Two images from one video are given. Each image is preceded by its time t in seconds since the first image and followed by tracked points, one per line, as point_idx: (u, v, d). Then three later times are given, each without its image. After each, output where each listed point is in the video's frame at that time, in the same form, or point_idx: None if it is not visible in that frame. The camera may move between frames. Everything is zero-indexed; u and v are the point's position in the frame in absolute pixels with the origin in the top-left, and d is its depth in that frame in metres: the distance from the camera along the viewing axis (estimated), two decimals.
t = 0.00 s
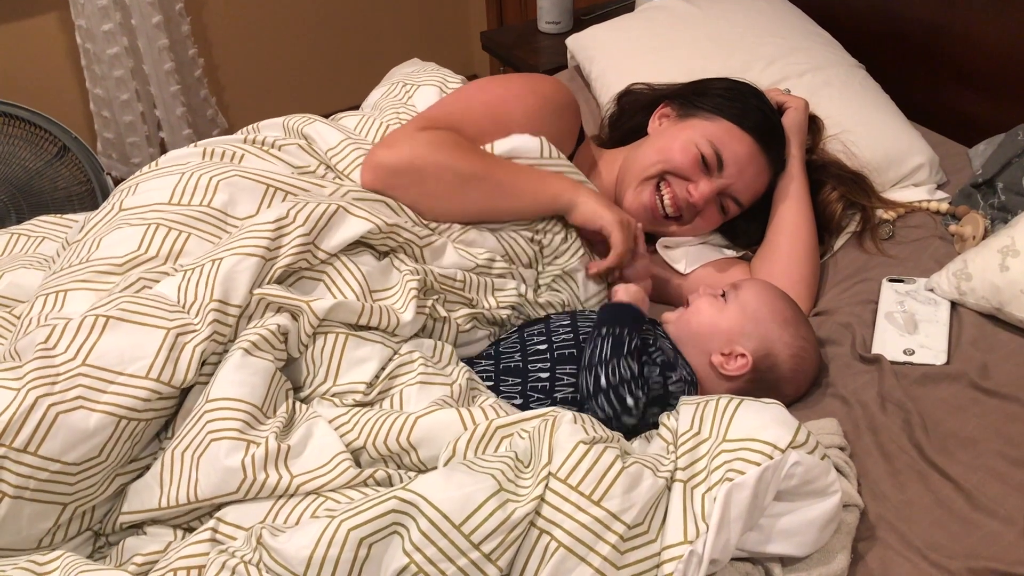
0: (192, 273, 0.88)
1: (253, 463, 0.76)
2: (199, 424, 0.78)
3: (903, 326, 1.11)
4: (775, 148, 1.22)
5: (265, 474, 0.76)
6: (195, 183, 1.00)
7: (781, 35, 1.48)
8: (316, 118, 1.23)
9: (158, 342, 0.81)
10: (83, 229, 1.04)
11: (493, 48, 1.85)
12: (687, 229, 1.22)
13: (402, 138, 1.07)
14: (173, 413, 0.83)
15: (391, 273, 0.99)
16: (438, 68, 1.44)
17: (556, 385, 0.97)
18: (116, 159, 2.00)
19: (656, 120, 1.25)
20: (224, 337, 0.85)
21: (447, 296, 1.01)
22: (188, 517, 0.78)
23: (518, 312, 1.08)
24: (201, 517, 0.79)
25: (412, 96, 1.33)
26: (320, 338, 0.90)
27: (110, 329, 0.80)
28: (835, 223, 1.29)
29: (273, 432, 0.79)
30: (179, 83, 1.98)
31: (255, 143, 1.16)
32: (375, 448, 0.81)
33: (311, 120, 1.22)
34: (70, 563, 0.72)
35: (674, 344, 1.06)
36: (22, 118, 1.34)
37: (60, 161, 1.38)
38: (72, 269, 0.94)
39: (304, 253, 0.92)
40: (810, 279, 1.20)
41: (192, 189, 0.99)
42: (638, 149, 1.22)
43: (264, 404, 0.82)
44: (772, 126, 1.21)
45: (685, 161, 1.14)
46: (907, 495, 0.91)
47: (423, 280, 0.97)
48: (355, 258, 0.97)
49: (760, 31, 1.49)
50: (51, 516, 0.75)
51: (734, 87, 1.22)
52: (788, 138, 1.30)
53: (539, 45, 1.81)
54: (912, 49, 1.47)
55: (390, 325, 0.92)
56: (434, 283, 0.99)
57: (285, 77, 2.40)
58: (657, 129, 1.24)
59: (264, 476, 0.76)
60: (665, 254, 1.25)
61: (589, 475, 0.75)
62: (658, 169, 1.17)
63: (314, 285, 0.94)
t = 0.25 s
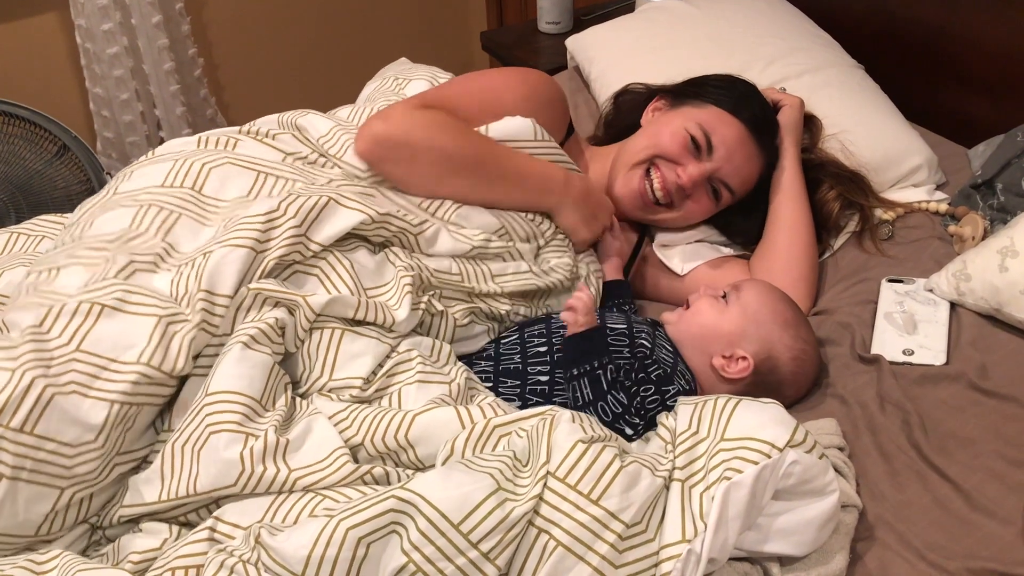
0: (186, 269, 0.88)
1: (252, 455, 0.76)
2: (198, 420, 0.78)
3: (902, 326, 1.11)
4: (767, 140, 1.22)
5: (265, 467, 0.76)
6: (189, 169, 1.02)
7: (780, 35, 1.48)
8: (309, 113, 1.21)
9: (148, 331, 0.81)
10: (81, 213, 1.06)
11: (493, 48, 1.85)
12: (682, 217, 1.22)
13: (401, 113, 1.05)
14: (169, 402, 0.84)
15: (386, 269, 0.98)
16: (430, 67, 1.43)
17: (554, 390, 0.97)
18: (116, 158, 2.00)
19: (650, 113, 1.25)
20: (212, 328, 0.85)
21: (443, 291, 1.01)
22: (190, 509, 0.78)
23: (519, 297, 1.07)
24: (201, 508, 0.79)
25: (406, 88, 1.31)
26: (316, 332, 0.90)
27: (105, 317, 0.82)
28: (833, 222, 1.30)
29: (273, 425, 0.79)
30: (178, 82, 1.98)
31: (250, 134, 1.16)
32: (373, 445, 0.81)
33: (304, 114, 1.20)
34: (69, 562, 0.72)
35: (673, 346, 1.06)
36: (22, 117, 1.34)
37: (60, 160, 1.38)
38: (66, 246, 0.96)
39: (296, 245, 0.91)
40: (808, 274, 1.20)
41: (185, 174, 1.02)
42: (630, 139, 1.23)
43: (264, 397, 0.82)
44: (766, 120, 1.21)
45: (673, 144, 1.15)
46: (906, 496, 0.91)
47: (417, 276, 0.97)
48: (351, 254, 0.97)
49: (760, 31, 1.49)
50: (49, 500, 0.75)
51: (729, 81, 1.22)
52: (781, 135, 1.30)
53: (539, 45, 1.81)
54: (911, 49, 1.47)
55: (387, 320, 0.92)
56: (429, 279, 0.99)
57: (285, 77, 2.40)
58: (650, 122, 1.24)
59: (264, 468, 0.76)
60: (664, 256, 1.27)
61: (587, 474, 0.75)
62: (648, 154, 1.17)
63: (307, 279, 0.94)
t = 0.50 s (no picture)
0: (171, 247, 0.91)
1: (254, 448, 0.76)
2: (199, 412, 0.78)
3: (900, 329, 1.11)
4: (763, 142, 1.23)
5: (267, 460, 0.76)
6: (189, 161, 1.09)
7: (778, 37, 1.49)
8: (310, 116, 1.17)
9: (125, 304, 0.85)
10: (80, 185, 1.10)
11: (493, 50, 1.86)
12: (675, 216, 1.21)
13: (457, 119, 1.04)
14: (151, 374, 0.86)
15: (387, 268, 0.98)
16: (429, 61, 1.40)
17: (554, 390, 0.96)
18: (115, 160, 2.00)
19: (644, 115, 1.25)
20: (199, 314, 0.87)
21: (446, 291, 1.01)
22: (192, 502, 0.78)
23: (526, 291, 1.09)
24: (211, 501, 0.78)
25: (412, 81, 1.27)
26: (315, 329, 0.90)
27: (89, 286, 0.86)
28: (829, 224, 1.30)
29: (274, 419, 0.79)
30: (178, 84, 1.98)
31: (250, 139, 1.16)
32: (373, 444, 0.81)
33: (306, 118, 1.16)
34: (68, 563, 0.72)
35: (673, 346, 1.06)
36: (21, 118, 1.34)
37: (59, 161, 1.38)
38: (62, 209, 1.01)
39: (291, 240, 0.92)
40: (806, 275, 1.20)
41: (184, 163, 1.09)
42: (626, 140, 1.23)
43: (264, 391, 0.82)
44: (760, 121, 1.22)
45: (665, 141, 1.15)
46: (904, 498, 0.91)
47: (421, 277, 0.96)
48: (350, 254, 0.97)
49: (758, 34, 1.49)
50: (31, 454, 0.76)
51: (725, 81, 1.23)
52: (776, 137, 1.31)
53: (538, 47, 1.81)
54: (909, 52, 1.47)
55: (387, 316, 0.92)
56: (435, 279, 0.98)
57: (285, 79, 2.40)
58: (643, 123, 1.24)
59: (264, 460, 0.76)
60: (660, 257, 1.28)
61: (586, 476, 0.76)
62: (642, 152, 1.17)
63: (307, 277, 0.93)
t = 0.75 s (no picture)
0: (173, 238, 0.91)
1: (287, 425, 0.77)
2: (229, 378, 0.77)
3: (897, 334, 1.11)
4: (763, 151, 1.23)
5: (289, 457, 0.78)
6: (193, 173, 1.06)
7: (776, 42, 1.49)
8: (313, 128, 1.15)
9: (114, 287, 0.85)
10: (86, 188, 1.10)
11: (492, 54, 1.86)
12: (677, 233, 1.23)
13: (463, 173, 1.00)
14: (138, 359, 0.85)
15: (393, 269, 0.98)
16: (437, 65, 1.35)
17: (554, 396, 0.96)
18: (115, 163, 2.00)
19: (643, 126, 1.26)
20: (207, 297, 0.86)
21: (452, 295, 1.00)
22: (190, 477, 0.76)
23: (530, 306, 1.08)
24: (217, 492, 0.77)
25: (416, 96, 1.25)
26: (323, 324, 0.90)
27: (76, 269, 0.86)
28: (828, 229, 1.30)
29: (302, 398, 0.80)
30: (177, 88, 1.98)
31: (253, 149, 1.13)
32: (382, 444, 0.81)
33: (310, 131, 1.14)
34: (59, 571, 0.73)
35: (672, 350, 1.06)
36: (20, 122, 1.34)
37: (58, 165, 1.38)
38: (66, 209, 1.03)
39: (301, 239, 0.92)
40: (803, 279, 1.21)
41: (191, 177, 1.06)
42: (627, 155, 1.23)
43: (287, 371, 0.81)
44: (759, 131, 1.22)
45: (669, 163, 1.15)
46: (901, 503, 0.92)
47: (427, 279, 0.96)
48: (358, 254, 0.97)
49: (756, 39, 1.50)
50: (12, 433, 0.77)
51: (722, 92, 1.23)
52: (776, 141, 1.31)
53: (537, 52, 1.81)
54: (907, 57, 1.48)
55: (394, 316, 0.92)
56: (441, 284, 0.98)
57: (284, 82, 2.40)
58: (643, 135, 1.24)
59: (298, 434, 0.78)
60: (658, 262, 1.26)
61: (586, 481, 0.76)
62: (647, 175, 1.17)
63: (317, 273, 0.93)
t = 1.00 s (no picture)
0: (198, 256, 0.89)
1: (284, 441, 0.76)
2: (223, 395, 0.77)
3: (899, 338, 1.11)
4: (767, 157, 1.23)
5: (287, 474, 0.78)
6: (207, 197, 0.98)
7: (777, 47, 1.49)
8: (324, 143, 1.13)
9: (145, 306, 0.81)
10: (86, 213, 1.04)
11: (492, 59, 1.86)
12: (681, 241, 1.23)
13: (476, 205, 0.99)
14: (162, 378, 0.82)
15: (407, 281, 0.98)
16: (447, 73, 1.31)
17: (554, 407, 0.96)
18: (115, 167, 2.00)
19: (648, 132, 1.25)
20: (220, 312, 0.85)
21: (464, 308, 1.01)
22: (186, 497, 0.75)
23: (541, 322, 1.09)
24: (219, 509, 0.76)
25: (426, 109, 1.22)
26: (327, 332, 0.90)
27: (98, 291, 0.81)
28: (830, 234, 1.30)
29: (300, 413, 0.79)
30: (178, 92, 1.98)
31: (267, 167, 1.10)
32: (384, 454, 0.81)
33: (321, 148, 1.12)
34: None
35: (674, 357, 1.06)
36: (21, 127, 1.35)
37: (59, 170, 1.38)
38: (74, 253, 0.94)
39: (319, 253, 0.93)
40: (803, 288, 1.20)
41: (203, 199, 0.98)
42: (632, 163, 1.22)
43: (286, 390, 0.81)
44: (763, 136, 1.22)
45: (676, 172, 1.15)
46: (902, 508, 0.91)
47: (446, 290, 0.97)
48: (372, 264, 0.97)
49: (757, 43, 1.50)
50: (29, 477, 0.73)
51: (726, 99, 1.23)
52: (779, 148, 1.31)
53: (538, 57, 1.81)
54: (907, 61, 1.48)
55: (398, 319, 0.92)
56: (459, 298, 0.99)
57: (285, 86, 2.40)
58: (649, 141, 1.24)
59: (296, 450, 0.77)
60: (662, 266, 1.26)
61: (584, 488, 0.76)
62: (652, 184, 1.17)
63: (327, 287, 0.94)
